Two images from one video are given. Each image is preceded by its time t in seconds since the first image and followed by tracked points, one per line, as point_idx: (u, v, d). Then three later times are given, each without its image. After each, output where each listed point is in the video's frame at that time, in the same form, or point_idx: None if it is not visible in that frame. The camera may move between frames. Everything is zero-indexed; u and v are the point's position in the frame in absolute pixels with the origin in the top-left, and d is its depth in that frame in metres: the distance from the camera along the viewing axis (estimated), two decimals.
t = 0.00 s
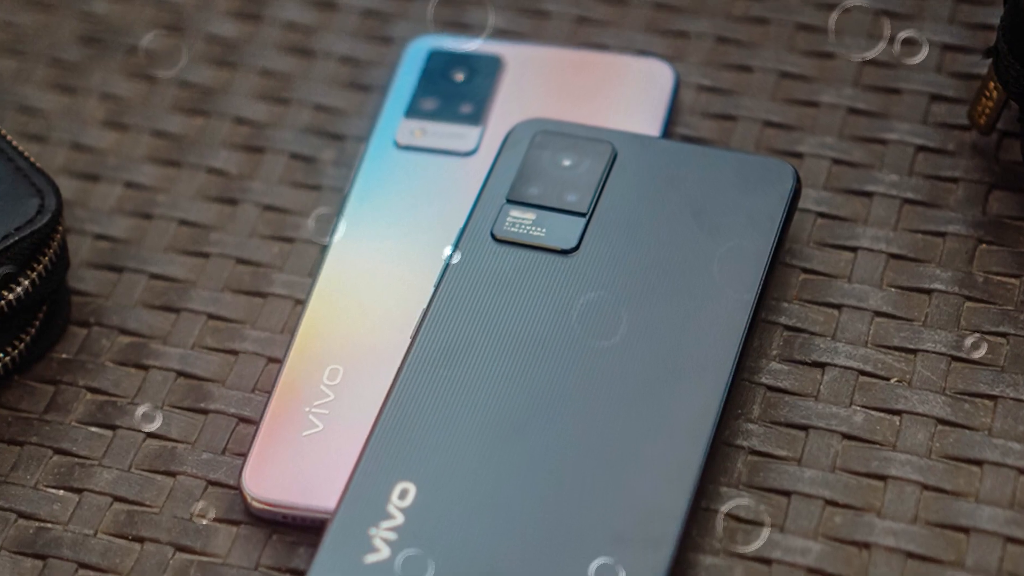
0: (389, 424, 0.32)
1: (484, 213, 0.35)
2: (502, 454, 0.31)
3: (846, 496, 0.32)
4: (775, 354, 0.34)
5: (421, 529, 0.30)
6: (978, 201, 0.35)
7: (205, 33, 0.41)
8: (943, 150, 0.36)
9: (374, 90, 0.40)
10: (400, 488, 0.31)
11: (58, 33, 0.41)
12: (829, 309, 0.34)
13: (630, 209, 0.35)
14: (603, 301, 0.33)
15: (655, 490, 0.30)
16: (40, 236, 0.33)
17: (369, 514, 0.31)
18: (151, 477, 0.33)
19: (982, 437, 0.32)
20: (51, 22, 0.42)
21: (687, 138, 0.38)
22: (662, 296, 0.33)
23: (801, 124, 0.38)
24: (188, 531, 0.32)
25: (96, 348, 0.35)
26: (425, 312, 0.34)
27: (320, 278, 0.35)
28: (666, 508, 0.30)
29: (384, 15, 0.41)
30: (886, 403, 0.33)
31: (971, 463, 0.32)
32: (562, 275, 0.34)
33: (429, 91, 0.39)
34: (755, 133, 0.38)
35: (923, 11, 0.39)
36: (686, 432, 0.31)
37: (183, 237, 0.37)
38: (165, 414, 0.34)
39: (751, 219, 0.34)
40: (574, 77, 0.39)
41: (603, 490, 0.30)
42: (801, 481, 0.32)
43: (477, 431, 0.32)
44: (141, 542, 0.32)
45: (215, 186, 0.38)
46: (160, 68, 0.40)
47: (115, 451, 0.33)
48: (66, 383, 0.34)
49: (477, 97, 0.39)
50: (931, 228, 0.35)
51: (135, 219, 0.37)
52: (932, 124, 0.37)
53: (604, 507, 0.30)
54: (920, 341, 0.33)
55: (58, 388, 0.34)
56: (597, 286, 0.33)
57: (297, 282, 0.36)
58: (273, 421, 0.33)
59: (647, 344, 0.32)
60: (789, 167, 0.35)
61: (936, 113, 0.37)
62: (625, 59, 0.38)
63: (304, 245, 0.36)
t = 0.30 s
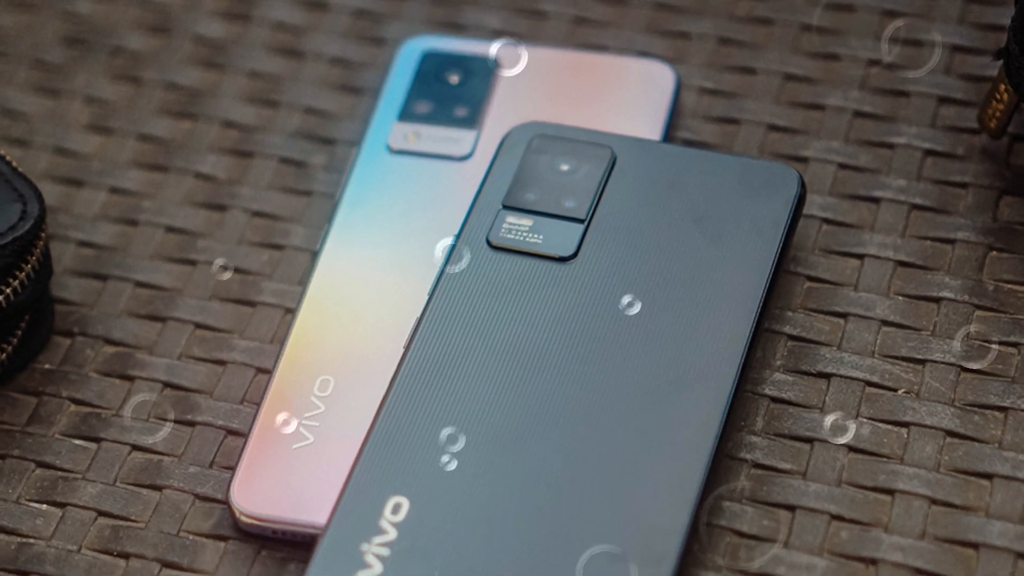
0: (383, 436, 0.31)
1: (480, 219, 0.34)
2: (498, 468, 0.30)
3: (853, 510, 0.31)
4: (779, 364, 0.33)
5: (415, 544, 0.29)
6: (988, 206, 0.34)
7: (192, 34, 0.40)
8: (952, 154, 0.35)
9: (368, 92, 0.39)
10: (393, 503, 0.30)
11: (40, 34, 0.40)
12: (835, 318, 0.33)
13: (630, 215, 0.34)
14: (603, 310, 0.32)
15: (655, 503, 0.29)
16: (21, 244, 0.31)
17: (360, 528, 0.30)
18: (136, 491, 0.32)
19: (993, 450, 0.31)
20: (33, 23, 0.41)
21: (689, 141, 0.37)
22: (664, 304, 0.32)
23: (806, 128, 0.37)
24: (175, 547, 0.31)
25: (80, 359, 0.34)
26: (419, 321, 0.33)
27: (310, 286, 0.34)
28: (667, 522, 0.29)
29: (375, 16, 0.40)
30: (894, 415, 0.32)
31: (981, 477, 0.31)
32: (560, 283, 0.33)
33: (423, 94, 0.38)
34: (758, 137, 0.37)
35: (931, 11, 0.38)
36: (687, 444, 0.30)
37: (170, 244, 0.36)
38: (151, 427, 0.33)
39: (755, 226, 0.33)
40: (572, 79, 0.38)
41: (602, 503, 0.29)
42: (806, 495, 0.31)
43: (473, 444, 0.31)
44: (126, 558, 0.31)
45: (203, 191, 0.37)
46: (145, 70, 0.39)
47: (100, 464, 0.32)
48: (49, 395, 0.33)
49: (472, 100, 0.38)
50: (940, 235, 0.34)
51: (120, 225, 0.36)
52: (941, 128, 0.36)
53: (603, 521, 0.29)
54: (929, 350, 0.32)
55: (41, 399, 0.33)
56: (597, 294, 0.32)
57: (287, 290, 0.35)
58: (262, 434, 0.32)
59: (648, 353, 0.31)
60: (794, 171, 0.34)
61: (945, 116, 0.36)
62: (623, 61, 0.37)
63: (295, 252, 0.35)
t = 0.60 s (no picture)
0: (375, 449, 0.30)
1: (475, 225, 0.33)
2: (495, 482, 0.29)
3: (859, 526, 0.30)
4: (783, 375, 0.32)
5: (409, 561, 0.28)
6: (998, 213, 0.33)
7: (179, 35, 0.39)
8: (962, 159, 0.34)
9: (360, 95, 0.38)
10: (386, 518, 0.29)
11: (22, 35, 0.39)
12: (841, 327, 0.32)
13: (629, 221, 0.33)
14: (602, 319, 0.31)
15: (656, 519, 0.28)
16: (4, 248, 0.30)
17: (352, 544, 0.29)
18: (121, 506, 0.31)
19: (1004, 464, 0.30)
20: (15, 24, 0.40)
21: (690, 146, 0.36)
22: (665, 313, 0.31)
23: (811, 132, 0.36)
24: (160, 564, 0.30)
25: (62, 369, 0.33)
26: (412, 330, 0.32)
27: (300, 295, 0.33)
28: (669, 538, 0.28)
29: (367, 16, 0.39)
30: (902, 427, 0.31)
31: (992, 491, 0.30)
32: (559, 291, 0.32)
33: (417, 97, 0.37)
34: (762, 142, 0.36)
35: (939, 11, 0.37)
36: (689, 458, 0.29)
37: (156, 252, 0.35)
38: (136, 440, 0.32)
39: (759, 232, 0.32)
40: (569, 82, 0.37)
41: (602, 519, 0.28)
42: (811, 510, 0.30)
43: (468, 457, 0.30)
44: None
45: (189, 197, 0.36)
46: (130, 72, 0.38)
47: (83, 479, 0.31)
48: (31, 407, 0.32)
49: (467, 103, 0.37)
50: (949, 241, 0.33)
51: (104, 231, 0.35)
52: (950, 131, 0.35)
53: (603, 538, 0.28)
54: (937, 361, 0.31)
55: (23, 412, 0.32)
56: (596, 302, 0.32)
57: (276, 299, 0.34)
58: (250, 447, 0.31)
59: (648, 364, 0.30)
60: (798, 176, 0.33)
61: (954, 119, 0.35)
62: (623, 63, 0.36)
63: (284, 260, 0.34)
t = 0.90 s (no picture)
0: (367, 462, 0.29)
1: (470, 232, 0.32)
2: (490, 497, 0.28)
3: (866, 542, 0.29)
4: (788, 387, 0.31)
5: None
6: (1010, 219, 0.32)
7: (165, 36, 0.38)
8: (972, 164, 0.33)
9: (353, 98, 0.37)
10: (378, 534, 0.28)
11: (3, 36, 0.38)
12: (847, 338, 0.31)
13: (629, 227, 0.32)
14: (601, 328, 0.30)
15: (657, 536, 0.27)
16: None
17: (343, 562, 0.28)
18: (105, 522, 0.30)
19: (1016, 479, 0.29)
20: None
21: (692, 150, 0.35)
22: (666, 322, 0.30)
23: (816, 136, 0.35)
24: None
25: (44, 381, 0.32)
26: (406, 340, 0.31)
27: (290, 304, 0.32)
28: (669, 556, 0.27)
29: (359, 16, 0.38)
30: (910, 440, 0.30)
31: (1004, 507, 0.29)
32: (557, 299, 0.31)
33: (410, 100, 0.36)
34: (765, 146, 0.35)
35: (949, 11, 0.36)
36: (690, 473, 0.28)
37: (141, 259, 0.34)
38: (120, 453, 0.31)
39: (763, 240, 0.31)
40: (567, 84, 0.36)
41: (601, 536, 0.27)
42: (817, 526, 0.29)
43: (463, 471, 0.29)
44: None
45: (175, 203, 0.35)
46: (114, 74, 0.37)
47: (65, 494, 0.30)
48: (12, 419, 0.31)
49: (462, 106, 0.36)
50: (959, 249, 0.32)
51: (87, 238, 0.34)
52: (960, 136, 0.34)
53: (602, 555, 0.27)
54: (947, 372, 0.30)
55: (4, 424, 0.31)
56: (595, 311, 0.31)
57: (265, 308, 0.33)
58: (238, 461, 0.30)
59: (648, 375, 0.29)
60: (803, 182, 0.32)
61: (965, 123, 0.34)
62: (622, 66, 0.35)
63: (273, 268, 0.33)
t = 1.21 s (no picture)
0: (357, 478, 0.28)
1: (465, 239, 0.31)
2: (485, 512, 0.27)
3: (873, 560, 0.28)
4: (793, 399, 0.30)
5: None
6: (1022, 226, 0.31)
7: (150, 37, 0.37)
8: (983, 169, 0.32)
9: (345, 101, 0.36)
10: (369, 552, 0.27)
11: None
12: (854, 349, 0.30)
13: (630, 234, 0.31)
14: (600, 338, 0.29)
15: (657, 554, 0.26)
16: None
17: None
18: (87, 539, 0.29)
19: None
20: None
21: (694, 155, 0.34)
22: (666, 332, 0.29)
23: (822, 140, 0.34)
24: None
25: (24, 393, 0.31)
26: (398, 351, 0.30)
27: (279, 314, 0.31)
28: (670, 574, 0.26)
29: (350, 17, 0.37)
30: (919, 454, 0.29)
31: (1016, 523, 0.28)
32: (554, 308, 0.30)
33: (402, 104, 0.35)
34: (769, 151, 0.34)
35: (959, 11, 0.35)
36: (691, 489, 0.27)
37: (125, 267, 0.33)
38: (103, 468, 0.30)
39: (767, 247, 0.30)
40: (564, 87, 0.35)
41: (600, 554, 0.26)
42: (823, 544, 0.28)
43: (457, 487, 0.28)
44: None
45: (160, 209, 0.34)
46: (98, 76, 0.36)
47: (46, 510, 0.29)
48: None
49: (457, 110, 0.35)
50: (969, 256, 0.31)
51: (69, 246, 0.33)
52: (970, 140, 0.33)
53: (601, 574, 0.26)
54: (957, 384, 0.29)
55: None
56: (594, 321, 0.30)
57: (253, 318, 0.32)
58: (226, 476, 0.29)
59: (647, 388, 0.28)
60: (809, 188, 0.31)
61: (975, 127, 0.33)
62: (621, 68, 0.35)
63: (261, 277, 0.32)
